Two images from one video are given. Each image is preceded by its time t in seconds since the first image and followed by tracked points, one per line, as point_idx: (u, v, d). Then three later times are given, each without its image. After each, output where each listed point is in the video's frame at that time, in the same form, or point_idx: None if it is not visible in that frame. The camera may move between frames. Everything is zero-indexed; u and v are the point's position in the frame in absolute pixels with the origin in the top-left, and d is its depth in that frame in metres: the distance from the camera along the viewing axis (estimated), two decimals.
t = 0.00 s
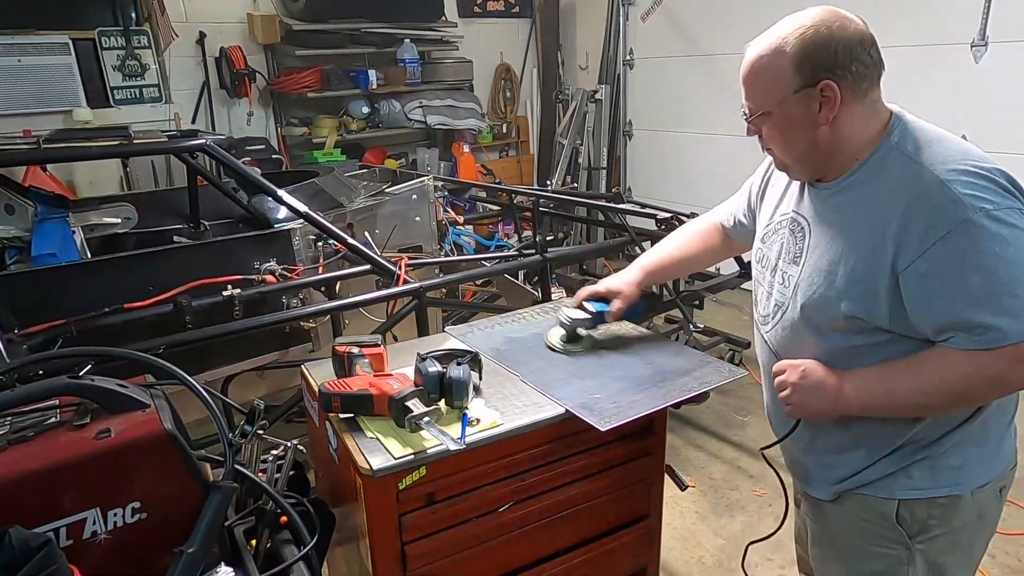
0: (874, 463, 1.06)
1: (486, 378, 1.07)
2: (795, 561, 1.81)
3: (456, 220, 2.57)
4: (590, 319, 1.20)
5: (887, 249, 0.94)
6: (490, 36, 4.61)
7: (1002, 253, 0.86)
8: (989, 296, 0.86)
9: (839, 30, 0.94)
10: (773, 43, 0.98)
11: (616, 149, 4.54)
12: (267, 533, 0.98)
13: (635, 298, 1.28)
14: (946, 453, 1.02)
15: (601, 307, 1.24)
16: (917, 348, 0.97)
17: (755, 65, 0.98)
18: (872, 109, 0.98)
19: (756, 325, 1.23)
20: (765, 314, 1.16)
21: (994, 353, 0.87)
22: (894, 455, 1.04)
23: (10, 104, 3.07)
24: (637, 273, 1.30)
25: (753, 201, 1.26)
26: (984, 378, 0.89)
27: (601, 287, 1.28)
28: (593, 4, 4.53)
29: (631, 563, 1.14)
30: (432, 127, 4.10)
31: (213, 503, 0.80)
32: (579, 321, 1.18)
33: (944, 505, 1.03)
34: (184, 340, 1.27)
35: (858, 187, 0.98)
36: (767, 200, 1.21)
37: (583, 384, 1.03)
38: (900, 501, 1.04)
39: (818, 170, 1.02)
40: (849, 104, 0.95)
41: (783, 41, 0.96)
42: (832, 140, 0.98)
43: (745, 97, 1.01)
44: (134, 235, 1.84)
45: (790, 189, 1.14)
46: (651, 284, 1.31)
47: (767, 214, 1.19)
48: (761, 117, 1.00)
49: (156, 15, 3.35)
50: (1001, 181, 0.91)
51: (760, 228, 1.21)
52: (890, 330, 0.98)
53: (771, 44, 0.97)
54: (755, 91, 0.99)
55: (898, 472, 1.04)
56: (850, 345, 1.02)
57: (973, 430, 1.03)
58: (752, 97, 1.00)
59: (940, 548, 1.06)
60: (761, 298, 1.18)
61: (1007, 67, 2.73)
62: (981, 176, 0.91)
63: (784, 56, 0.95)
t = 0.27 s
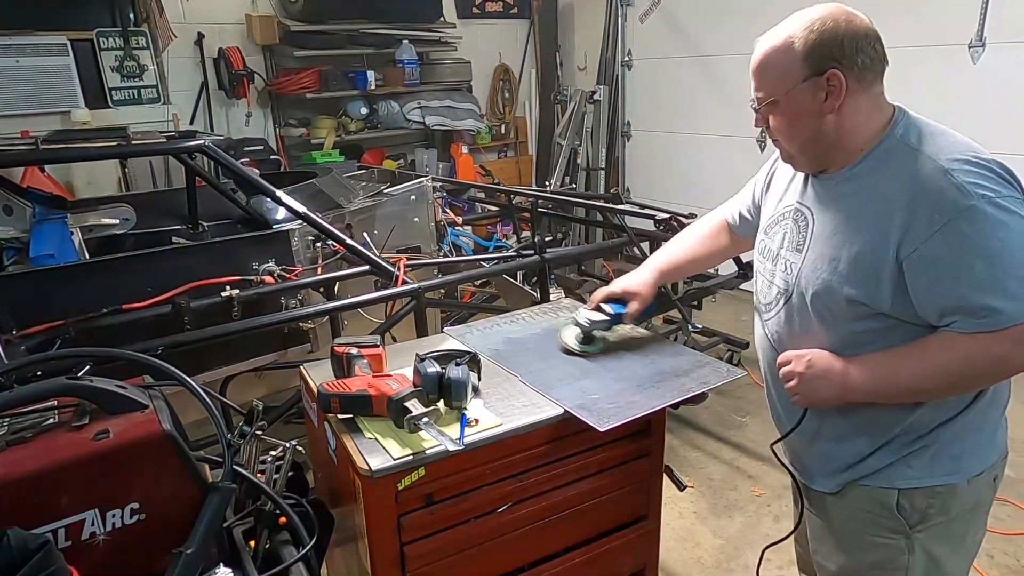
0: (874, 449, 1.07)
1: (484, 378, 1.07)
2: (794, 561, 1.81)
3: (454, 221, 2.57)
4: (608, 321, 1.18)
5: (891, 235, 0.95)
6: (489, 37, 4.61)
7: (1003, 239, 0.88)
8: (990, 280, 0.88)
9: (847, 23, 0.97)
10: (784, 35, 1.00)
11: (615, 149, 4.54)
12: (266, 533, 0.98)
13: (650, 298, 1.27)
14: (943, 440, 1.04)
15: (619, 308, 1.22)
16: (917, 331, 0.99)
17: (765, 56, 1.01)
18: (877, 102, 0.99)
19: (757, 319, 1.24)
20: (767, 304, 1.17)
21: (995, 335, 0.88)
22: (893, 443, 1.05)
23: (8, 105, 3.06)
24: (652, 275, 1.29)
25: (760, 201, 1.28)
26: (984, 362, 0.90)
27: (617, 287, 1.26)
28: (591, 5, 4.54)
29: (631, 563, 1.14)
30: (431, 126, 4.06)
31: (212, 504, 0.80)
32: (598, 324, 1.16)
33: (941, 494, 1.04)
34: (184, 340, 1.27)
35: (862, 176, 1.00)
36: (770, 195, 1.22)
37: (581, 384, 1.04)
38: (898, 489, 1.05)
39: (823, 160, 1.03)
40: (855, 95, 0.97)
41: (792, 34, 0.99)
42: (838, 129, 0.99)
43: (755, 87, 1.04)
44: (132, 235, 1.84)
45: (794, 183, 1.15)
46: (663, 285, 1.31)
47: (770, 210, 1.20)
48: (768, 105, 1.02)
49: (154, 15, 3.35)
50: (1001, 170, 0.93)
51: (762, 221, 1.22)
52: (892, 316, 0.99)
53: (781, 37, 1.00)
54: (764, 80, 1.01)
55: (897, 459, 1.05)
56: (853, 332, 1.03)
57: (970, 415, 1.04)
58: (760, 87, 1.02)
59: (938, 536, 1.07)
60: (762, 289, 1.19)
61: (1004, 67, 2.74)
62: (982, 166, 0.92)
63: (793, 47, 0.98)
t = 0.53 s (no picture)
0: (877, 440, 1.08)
1: (484, 380, 1.07)
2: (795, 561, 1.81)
3: (454, 222, 2.56)
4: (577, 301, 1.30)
5: (901, 224, 0.97)
6: (488, 38, 4.62)
7: (1010, 228, 0.89)
8: (999, 267, 0.89)
9: (856, 21, 1.00)
10: (796, 31, 1.04)
11: (614, 150, 4.54)
12: (265, 535, 0.98)
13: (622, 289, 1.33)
14: (945, 433, 1.05)
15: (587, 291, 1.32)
16: (922, 319, 1.00)
17: (777, 51, 1.04)
18: (884, 98, 1.02)
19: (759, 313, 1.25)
20: (772, 295, 1.18)
21: (1002, 322, 0.90)
22: (895, 434, 1.07)
23: (7, 106, 3.06)
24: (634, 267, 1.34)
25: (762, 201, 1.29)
26: (989, 348, 0.91)
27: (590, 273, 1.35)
28: (591, 5, 4.54)
29: (631, 564, 1.13)
30: (430, 128, 4.08)
31: (212, 505, 0.80)
32: (565, 301, 1.29)
33: (940, 486, 1.06)
34: (183, 342, 1.27)
35: (872, 168, 1.01)
36: (774, 190, 1.24)
37: (581, 385, 1.04)
38: (902, 481, 1.06)
39: (831, 154, 1.05)
40: (862, 89, 1.00)
41: (802, 31, 1.02)
42: (845, 122, 1.02)
43: (766, 81, 1.07)
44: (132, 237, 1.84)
45: (801, 178, 1.16)
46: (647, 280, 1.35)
47: (773, 206, 1.22)
48: (778, 98, 1.05)
49: (154, 17, 3.35)
50: (1006, 163, 0.95)
51: (767, 216, 1.23)
52: (900, 305, 1.00)
53: (791, 34, 1.04)
54: (775, 73, 1.05)
55: (901, 451, 1.06)
56: (860, 321, 1.04)
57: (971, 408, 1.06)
58: (771, 81, 1.06)
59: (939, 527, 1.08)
60: (768, 281, 1.20)
61: (1004, 68, 2.74)
62: (989, 158, 0.94)
63: (803, 42, 1.01)
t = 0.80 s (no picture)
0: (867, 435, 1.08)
1: (484, 384, 1.07)
2: (795, 565, 1.81)
3: (454, 226, 2.56)
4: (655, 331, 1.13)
5: (893, 221, 0.97)
6: (488, 42, 4.63)
7: (1000, 225, 0.90)
8: (988, 264, 0.89)
9: (853, 22, 1.00)
10: (796, 33, 1.04)
11: (614, 154, 4.54)
12: (265, 539, 0.98)
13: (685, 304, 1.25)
14: (933, 429, 1.05)
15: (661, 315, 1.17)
16: (914, 315, 1.00)
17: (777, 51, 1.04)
18: (883, 98, 1.02)
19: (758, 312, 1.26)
20: (768, 292, 1.19)
21: (991, 317, 0.90)
22: (883, 430, 1.07)
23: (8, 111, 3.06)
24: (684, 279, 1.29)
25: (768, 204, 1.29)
26: (980, 344, 0.91)
27: (654, 296, 1.22)
28: (591, 9, 4.55)
29: (632, 567, 1.13)
30: (431, 132, 4.09)
31: (211, 510, 0.80)
32: (644, 334, 1.12)
33: (930, 481, 1.06)
34: (183, 346, 1.26)
35: (869, 167, 1.02)
36: (778, 191, 1.24)
37: (581, 389, 1.04)
38: (891, 476, 1.06)
39: (831, 154, 1.05)
40: (861, 90, 1.00)
41: (801, 32, 1.03)
42: (844, 121, 1.02)
43: (765, 81, 1.07)
44: (132, 241, 1.83)
45: (801, 178, 1.17)
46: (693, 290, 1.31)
47: (777, 206, 1.22)
48: (778, 99, 1.05)
49: (154, 21, 3.36)
50: (998, 162, 0.95)
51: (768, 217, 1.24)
52: (893, 301, 1.00)
53: (791, 35, 1.04)
54: (775, 73, 1.05)
55: (890, 447, 1.06)
56: (854, 318, 1.04)
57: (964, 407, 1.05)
58: (770, 82, 1.06)
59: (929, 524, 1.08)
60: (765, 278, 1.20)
61: (1003, 71, 2.74)
62: (981, 157, 0.94)
63: (802, 43, 1.02)
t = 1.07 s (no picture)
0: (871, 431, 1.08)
1: (484, 387, 1.07)
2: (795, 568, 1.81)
3: (454, 228, 2.56)
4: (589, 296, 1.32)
5: (900, 218, 0.97)
6: (488, 44, 4.63)
7: (1005, 222, 0.90)
8: (995, 260, 0.90)
9: (855, 24, 1.01)
10: (798, 35, 1.05)
11: (613, 156, 4.54)
12: (265, 543, 0.98)
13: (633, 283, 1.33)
14: (937, 428, 1.05)
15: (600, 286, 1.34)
16: (917, 312, 1.00)
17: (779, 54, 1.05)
18: (885, 99, 1.03)
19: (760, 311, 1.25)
20: (773, 290, 1.18)
21: (997, 314, 0.91)
22: (883, 431, 1.07)
23: (8, 114, 3.07)
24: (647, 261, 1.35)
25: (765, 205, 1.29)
26: (985, 341, 0.92)
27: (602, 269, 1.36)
28: (590, 12, 4.56)
29: (631, 571, 1.13)
30: (430, 135, 4.09)
31: (211, 513, 0.79)
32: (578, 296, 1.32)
33: (934, 481, 1.05)
34: (184, 349, 1.26)
35: (874, 165, 1.02)
36: (779, 189, 1.24)
37: (580, 392, 1.04)
38: (894, 475, 1.06)
39: (834, 155, 1.06)
40: (863, 91, 1.01)
41: (804, 35, 1.03)
42: (847, 122, 1.02)
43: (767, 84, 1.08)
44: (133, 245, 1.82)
45: (804, 176, 1.17)
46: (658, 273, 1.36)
47: (778, 206, 1.22)
48: (782, 100, 1.06)
49: (154, 24, 3.37)
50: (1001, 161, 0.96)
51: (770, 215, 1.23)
52: (898, 299, 1.00)
53: (793, 38, 1.04)
54: (778, 76, 1.05)
55: (893, 445, 1.06)
56: (859, 316, 1.04)
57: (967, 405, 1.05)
58: (774, 85, 1.06)
59: (930, 523, 1.08)
60: (770, 276, 1.19)
61: (1003, 73, 2.75)
62: (985, 155, 0.95)
63: (805, 45, 1.02)
